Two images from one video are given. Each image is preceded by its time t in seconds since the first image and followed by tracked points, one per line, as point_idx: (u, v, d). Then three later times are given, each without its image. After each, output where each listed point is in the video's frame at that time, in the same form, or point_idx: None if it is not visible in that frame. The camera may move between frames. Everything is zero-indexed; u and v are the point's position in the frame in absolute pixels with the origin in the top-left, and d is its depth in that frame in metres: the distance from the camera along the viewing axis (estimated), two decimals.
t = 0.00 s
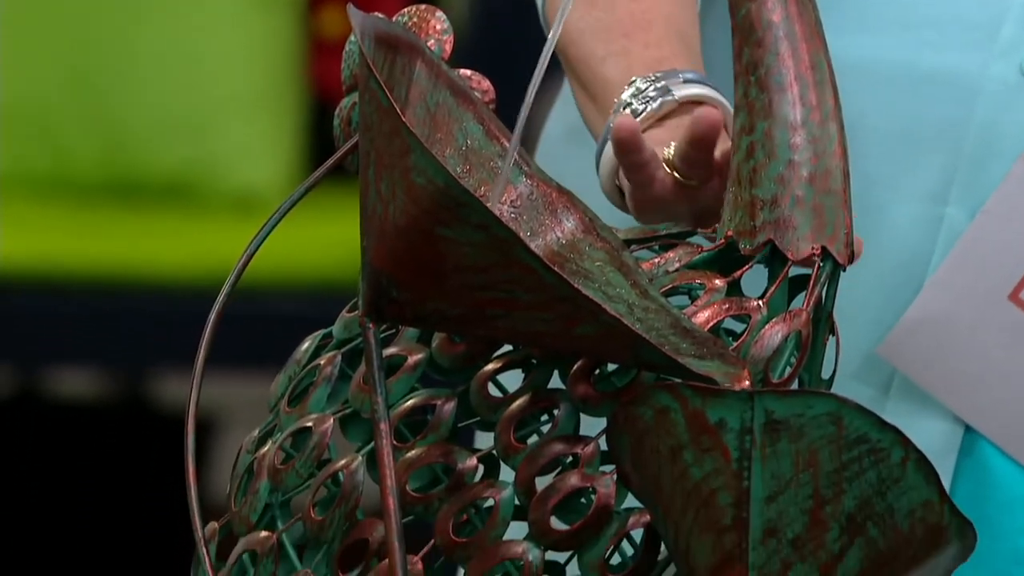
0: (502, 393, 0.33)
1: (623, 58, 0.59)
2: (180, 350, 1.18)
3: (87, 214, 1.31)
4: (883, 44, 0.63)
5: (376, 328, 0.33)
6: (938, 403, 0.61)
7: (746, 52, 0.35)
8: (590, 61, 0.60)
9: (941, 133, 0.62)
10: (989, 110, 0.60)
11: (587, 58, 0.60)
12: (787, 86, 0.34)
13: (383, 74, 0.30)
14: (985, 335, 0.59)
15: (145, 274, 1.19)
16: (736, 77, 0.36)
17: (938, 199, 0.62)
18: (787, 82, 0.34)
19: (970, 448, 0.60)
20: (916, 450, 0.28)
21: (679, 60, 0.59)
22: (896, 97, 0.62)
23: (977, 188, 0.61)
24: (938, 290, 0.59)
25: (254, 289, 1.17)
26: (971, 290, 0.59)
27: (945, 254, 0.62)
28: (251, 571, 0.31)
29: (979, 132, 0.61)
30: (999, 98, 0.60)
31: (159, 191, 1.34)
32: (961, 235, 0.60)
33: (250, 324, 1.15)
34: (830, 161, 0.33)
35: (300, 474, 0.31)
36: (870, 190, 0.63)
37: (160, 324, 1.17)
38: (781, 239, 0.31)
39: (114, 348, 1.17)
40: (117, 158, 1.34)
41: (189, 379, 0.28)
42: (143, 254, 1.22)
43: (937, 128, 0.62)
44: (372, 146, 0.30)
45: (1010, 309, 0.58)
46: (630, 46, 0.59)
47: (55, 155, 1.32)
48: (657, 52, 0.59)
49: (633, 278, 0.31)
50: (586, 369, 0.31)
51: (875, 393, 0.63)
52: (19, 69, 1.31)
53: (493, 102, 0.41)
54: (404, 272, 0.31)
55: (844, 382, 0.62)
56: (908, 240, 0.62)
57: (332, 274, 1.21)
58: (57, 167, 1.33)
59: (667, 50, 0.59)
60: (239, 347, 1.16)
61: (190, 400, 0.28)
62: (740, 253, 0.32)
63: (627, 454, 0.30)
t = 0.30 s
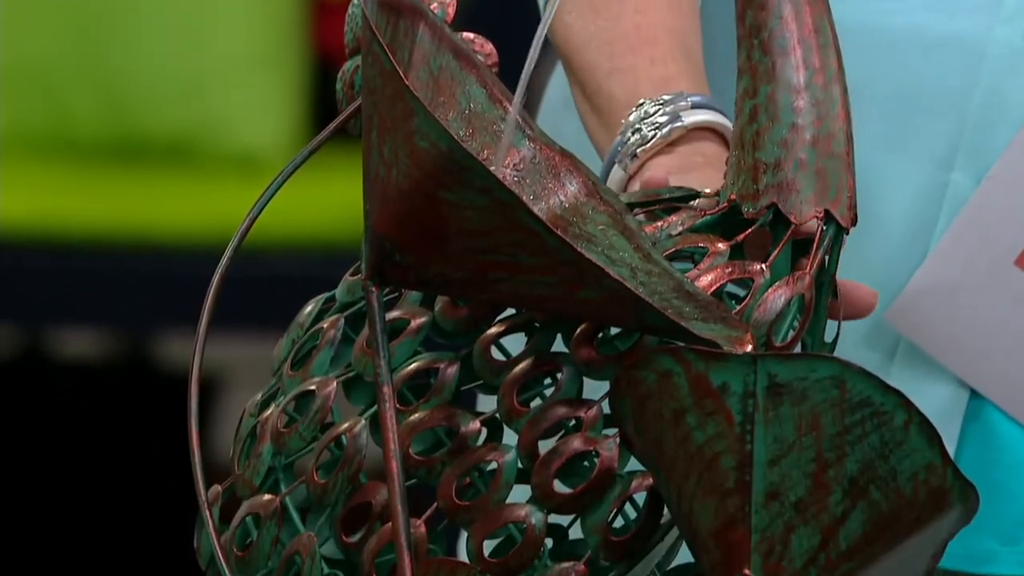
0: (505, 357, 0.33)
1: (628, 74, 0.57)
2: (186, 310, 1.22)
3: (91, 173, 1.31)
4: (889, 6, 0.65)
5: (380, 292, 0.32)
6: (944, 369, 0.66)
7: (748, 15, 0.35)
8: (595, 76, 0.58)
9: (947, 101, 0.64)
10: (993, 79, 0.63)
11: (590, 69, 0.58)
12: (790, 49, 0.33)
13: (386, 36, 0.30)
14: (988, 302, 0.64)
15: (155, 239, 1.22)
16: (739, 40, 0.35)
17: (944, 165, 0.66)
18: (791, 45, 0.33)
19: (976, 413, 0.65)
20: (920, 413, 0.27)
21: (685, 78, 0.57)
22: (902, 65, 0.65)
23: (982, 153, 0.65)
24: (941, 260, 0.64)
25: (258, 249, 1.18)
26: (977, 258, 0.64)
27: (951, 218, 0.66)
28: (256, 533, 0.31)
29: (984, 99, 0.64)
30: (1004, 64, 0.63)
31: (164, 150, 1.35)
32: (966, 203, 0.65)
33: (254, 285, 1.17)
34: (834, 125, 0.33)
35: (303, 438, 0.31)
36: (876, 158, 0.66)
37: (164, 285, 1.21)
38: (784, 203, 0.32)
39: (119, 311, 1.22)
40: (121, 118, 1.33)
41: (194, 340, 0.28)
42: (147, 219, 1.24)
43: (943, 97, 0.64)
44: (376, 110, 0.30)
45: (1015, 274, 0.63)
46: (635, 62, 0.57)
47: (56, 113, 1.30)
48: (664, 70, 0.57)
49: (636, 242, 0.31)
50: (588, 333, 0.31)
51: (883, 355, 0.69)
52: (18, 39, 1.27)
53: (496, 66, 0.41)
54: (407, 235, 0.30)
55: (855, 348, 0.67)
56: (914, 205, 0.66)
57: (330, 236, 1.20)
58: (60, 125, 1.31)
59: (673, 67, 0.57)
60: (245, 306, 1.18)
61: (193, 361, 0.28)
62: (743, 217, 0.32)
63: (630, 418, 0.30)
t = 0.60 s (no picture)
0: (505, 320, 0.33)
1: (616, 81, 0.51)
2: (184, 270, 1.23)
3: (94, 136, 1.38)
4: None
5: (380, 255, 0.32)
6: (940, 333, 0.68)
7: None
8: (585, 80, 0.52)
9: (947, 66, 0.64)
10: (995, 43, 0.63)
11: (581, 72, 0.52)
12: (791, 11, 0.33)
13: None
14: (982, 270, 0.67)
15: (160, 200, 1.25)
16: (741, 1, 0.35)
17: (943, 130, 0.66)
18: (792, 7, 0.33)
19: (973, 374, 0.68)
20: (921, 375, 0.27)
21: (674, 89, 0.50)
22: (903, 29, 0.63)
23: (982, 116, 0.65)
24: (940, 227, 0.66)
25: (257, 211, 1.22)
26: (975, 227, 0.65)
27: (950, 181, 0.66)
28: (257, 496, 0.31)
29: (984, 63, 0.63)
30: (1005, 27, 0.62)
31: (165, 113, 1.42)
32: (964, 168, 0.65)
33: (258, 246, 1.20)
34: (835, 88, 0.32)
35: (305, 401, 0.31)
36: (874, 123, 0.66)
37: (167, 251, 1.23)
38: (785, 166, 0.32)
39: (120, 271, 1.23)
40: (124, 80, 1.39)
41: (195, 301, 0.28)
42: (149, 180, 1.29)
43: (941, 64, 0.64)
44: (376, 73, 0.30)
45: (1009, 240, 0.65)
46: (624, 68, 0.51)
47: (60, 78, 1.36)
48: (655, 80, 0.51)
49: (637, 205, 0.30)
50: (589, 297, 0.31)
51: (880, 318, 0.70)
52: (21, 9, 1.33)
53: (495, 30, 0.41)
54: (408, 199, 0.30)
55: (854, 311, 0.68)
56: (911, 171, 0.66)
57: (331, 198, 1.26)
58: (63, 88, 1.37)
59: (664, 76, 0.51)
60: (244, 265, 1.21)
61: (195, 321, 0.28)
62: (743, 179, 0.33)
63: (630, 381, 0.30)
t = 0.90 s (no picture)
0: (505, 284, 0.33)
1: (599, 85, 0.50)
2: (184, 231, 1.19)
3: (92, 92, 1.34)
4: None
5: (380, 219, 0.32)
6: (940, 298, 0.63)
7: None
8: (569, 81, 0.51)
9: (947, 29, 0.62)
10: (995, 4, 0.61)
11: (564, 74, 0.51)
12: None
13: None
14: (985, 238, 0.61)
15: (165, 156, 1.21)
16: None
17: (944, 96, 0.63)
18: None
19: (976, 342, 0.62)
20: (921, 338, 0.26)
21: (656, 96, 0.49)
22: None
23: (983, 80, 0.62)
24: (940, 192, 0.62)
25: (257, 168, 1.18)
26: (977, 192, 0.61)
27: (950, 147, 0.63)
28: (257, 460, 0.31)
29: (985, 27, 0.61)
30: None
31: (164, 73, 1.39)
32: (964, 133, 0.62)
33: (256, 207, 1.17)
34: (836, 51, 0.32)
35: (305, 363, 0.31)
36: (873, 87, 0.64)
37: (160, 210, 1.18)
38: (786, 130, 0.32)
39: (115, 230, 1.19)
40: (122, 42, 1.38)
41: (196, 262, 0.28)
42: (148, 137, 1.23)
43: (940, 26, 0.62)
44: (376, 37, 0.30)
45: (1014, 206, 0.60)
46: (607, 73, 0.50)
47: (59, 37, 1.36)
48: (636, 85, 0.50)
49: (637, 169, 0.30)
50: (590, 261, 0.31)
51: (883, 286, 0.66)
52: None
53: None
54: (408, 163, 0.30)
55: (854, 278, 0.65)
56: (911, 137, 0.64)
57: (331, 156, 1.22)
58: (62, 47, 1.36)
59: (645, 82, 0.50)
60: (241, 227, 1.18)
61: (196, 282, 0.28)
62: (743, 143, 0.33)
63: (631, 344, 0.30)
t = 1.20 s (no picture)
0: (506, 251, 0.33)
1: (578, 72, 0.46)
2: (186, 198, 1.08)
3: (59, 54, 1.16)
4: None
5: (380, 185, 0.32)
6: (941, 263, 0.63)
7: None
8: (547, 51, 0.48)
9: None
10: None
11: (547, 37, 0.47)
12: None
13: None
14: (988, 204, 0.61)
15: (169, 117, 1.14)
16: None
17: (946, 61, 0.63)
18: None
19: (978, 308, 0.62)
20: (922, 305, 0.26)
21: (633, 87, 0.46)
22: None
23: (985, 45, 0.62)
24: (941, 156, 0.61)
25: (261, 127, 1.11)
26: (981, 157, 0.60)
27: (953, 112, 0.63)
28: (258, 426, 0.31)
29: None
30: None
31: (162, 34, 1.21)
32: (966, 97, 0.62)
33: (257, 173, 1.06)
34: (836, 17, 0.32)
35: (305, 330, 0.31)
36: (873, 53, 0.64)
37: (161, 176, 1.07)
38: (786, 96, 0.32)
39: (119, 199, 1.07)
40: None
41: (195, 227, 0.28)
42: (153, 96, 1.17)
43: None
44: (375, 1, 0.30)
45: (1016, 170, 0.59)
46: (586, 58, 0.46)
47: None
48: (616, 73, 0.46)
49: (637, 135, 0.30)
50: (590, 227, 0.31)
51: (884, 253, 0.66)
52: None
53: None
54: (407, 128, 0.30)
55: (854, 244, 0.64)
56: (914, 102, 0.64)
57: (332, 120, 1.11)
58: None
59: (626, 67, 0.47)
60: (243, 188, 1.07)
61: (195, 247, 0.28)
62: (744, 109, 0.33)
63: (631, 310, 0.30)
